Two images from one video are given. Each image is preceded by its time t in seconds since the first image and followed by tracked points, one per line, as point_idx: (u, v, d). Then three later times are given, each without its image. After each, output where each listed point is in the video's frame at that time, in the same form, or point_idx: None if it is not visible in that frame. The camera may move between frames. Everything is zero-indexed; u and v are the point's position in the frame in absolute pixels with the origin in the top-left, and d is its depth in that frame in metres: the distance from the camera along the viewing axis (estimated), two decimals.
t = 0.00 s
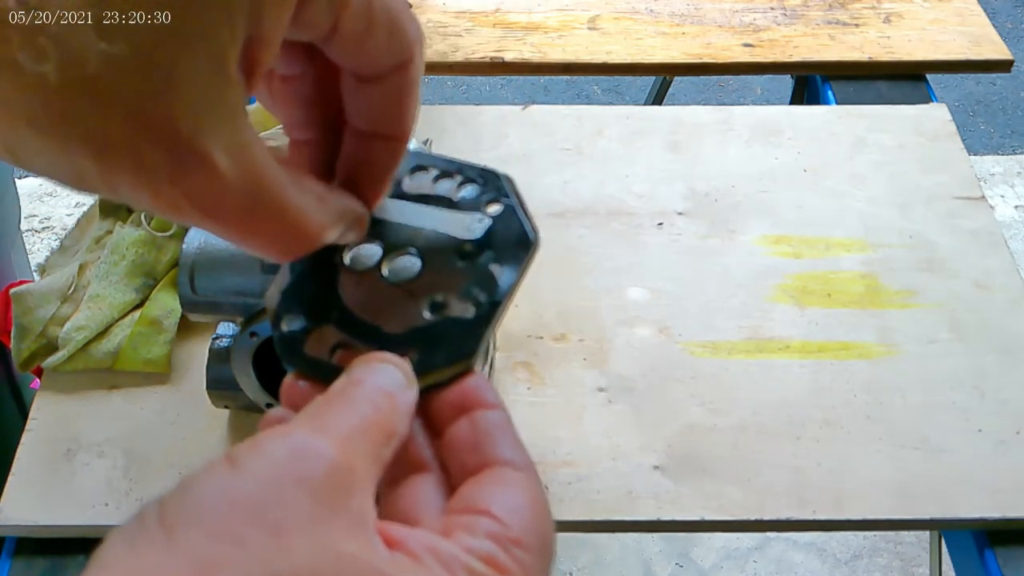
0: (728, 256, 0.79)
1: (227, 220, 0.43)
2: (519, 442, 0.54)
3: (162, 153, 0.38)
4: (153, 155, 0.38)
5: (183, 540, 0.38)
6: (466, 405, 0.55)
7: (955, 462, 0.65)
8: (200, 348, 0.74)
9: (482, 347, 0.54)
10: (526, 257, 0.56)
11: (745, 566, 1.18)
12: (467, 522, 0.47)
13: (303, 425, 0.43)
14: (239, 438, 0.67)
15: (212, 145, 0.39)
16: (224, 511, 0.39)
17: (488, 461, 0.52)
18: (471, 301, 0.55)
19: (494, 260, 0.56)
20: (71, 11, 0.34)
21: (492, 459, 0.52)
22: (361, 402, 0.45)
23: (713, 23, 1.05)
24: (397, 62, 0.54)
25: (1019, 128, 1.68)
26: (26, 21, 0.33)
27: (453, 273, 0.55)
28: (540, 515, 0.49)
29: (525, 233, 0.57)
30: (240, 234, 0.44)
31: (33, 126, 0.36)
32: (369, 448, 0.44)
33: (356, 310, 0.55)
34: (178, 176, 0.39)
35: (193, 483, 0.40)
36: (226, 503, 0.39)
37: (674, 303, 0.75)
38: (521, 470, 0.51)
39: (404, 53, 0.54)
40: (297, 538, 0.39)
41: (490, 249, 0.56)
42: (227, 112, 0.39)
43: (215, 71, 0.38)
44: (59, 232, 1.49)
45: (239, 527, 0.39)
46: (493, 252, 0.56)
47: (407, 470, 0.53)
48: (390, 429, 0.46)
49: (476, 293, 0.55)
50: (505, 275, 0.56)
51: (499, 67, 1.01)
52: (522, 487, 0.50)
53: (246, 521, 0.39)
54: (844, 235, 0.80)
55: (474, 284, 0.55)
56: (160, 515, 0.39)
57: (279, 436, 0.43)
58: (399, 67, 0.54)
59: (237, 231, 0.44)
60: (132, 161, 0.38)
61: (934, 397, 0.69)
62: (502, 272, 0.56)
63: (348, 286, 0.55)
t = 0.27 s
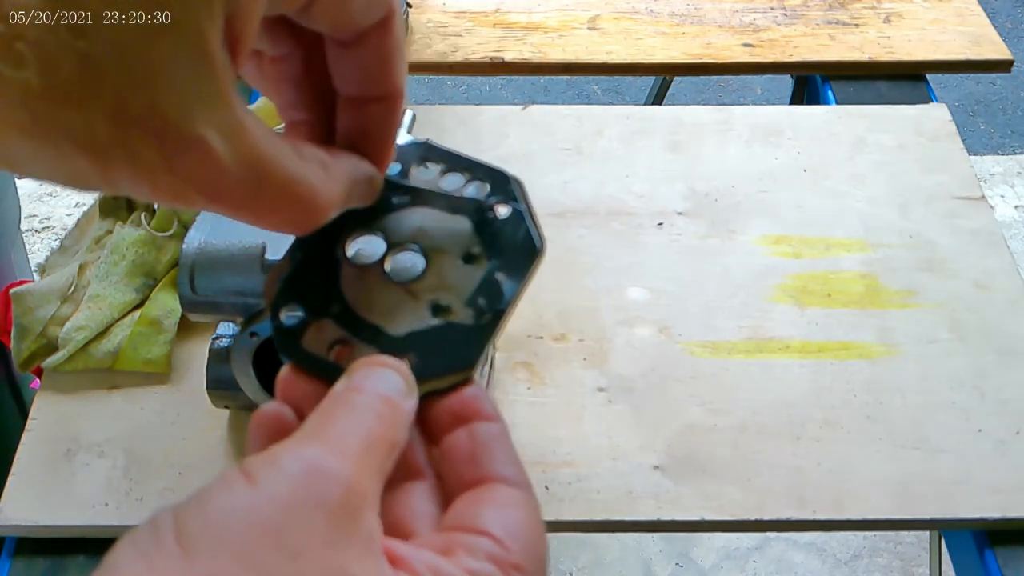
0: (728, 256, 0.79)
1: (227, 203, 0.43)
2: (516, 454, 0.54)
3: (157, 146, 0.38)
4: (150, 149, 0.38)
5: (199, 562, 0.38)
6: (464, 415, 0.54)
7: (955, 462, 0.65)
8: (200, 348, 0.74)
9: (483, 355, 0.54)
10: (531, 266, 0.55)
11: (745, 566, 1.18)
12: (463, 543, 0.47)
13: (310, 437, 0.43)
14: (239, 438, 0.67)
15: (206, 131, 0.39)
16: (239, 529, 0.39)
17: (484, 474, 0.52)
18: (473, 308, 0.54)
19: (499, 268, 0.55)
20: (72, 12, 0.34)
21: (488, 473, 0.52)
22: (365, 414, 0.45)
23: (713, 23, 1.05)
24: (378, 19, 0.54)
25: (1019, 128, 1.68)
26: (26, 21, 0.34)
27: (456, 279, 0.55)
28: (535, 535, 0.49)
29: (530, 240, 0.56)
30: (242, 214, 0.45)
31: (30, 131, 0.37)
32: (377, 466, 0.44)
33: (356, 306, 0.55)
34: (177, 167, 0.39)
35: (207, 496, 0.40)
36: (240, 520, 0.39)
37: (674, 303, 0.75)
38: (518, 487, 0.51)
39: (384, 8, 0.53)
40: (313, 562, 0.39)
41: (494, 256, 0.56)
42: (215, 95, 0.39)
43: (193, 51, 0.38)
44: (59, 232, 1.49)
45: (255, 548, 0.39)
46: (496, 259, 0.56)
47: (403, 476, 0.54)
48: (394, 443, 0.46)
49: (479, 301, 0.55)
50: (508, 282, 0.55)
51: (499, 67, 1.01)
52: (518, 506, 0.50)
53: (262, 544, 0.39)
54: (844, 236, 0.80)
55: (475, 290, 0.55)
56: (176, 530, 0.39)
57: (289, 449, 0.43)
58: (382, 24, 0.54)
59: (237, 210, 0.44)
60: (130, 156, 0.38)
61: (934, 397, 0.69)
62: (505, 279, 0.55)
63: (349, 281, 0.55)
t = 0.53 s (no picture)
0: (728, 256, 0.79)
1: (241, 168, 0.48)
2: (516, 447, 0.54)
3: (172, 115, 0.44)
4: (163, 117, 0.44)
5: (194, 553, 0.41)
6: (465, 409, 0.55)
7: (955, 462, 0.65)
8: (200, 347, 0.74)
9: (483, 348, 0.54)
10: (530, 257, 0.56)
11: (745, 566, 1.18)
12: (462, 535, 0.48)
13: (307, 431, 0.45)
14: (239, 437, 0.67)
15: (211, 93, 0.45)
16: (233, 519, 0.41)
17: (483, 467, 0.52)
18: (474, 301, 0.55)
19: (498, 261, 0.56)
20: (72, 12, 0.41)
21: (489, 467, 0.53)
22: (363, 409, 0.46)
23: (713, 23, 1.05)
24: None
25: (1019, 128, 1.68)
26: (28, 20, 0.41)
27: (457, 275, 0.56)
28: (534, 527, 0.50)
29: (530, 232, 0.57)
30: (256, 181, 0.50)
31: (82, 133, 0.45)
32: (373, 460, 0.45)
33: (356, 303, 0.56)
34: (188, 131, 0.45)
35: (204, 488, 0.43)
36: (234, 511, 0.41)
37: (674, 303, 0.75)
38: (517, 479, 0.52)
39: None
40: (305, 555, 0.41)
41: (493, 249, 0.56)
42: (211, 55, 0.44)
43: (196, 24, 0.44)
44: (59, 232, 1.49)
45: (248, 541, 0.41)
46: (497, 252, 0.56)
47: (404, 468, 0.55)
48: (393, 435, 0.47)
49: (480, 294, 0.55)
50: (508, 274, 0.55)
51: (499, 67, 1.01)
52: (518, 499, 0.50)
53: (256, 537, 0.41)
54: (844, 236, 0.80)
55: (476, 283, 0.55)
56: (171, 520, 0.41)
57: (286, 443, 0.44)
58: None
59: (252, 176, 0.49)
60: (143, 124, 0.44)
61: (934, 397, 0.69)
62: (506, 272, 0.55)
63: (349, 277, 0.56)
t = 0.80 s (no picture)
0: (728, 256, 0.79)
1: (240, 144, 0.51)
2: (533, 493, 0.54)
3: (176, 81, 0.47)
4: (167, 86, 0.47)
5: None
6: (481, 451, 0.54)
7: (955, 462, 0.65)
8: (200, 348, 0.74)
9: (503, 392, 0.53)
10: (552, 303, 0.55)
11: (745, 566, 1.18)
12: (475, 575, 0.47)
13: (326, 472, 0.45)
14: (239, 438, 0.67)
15: (213, 62, 0.47)
16: (252, 556, 0.41)
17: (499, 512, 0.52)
18: (496, 344, 0.54)
19: (520, 304, 0.55)
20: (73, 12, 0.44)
21: (501, 510, 0.52)
22: (382, 450, 0.46)
23: (713, 23, 1.05)
24: None
25: (1018, 128, 1.68)
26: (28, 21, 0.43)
27: (479, 314, 0.55)
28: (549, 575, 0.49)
29: (552, 275, 0.56)
30: (254, 161, 0.52)
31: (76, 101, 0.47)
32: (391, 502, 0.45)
33: (377, 338, 0.55)
34: (189, 102, 0.48)
35: (224, 524, 0.43)
36: (254, 550, 0.41)
37: (674, 303, 0.75)
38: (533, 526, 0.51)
39: None
40: None
41: (516, 292, 0.55)
42: (212, 31, 0.47)
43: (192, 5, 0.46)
44: (59, 232, 1.50)
45: None
46: (519, 293, 0.55)
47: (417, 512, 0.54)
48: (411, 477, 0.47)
49: (501, 337, 0.54)
50: (530, 318, 0.54)
51: (499, 67, 1.01)
52: (533, 543, 0.50)
53: None
54: (844, 236, 0.80)
55: (498, 325, 0.54)
56: (190, 552, 0.42)
57: (306, 483, 0.44)
58: None
59: (251, 155, 0.51)
60: (146, 94, 0.47)
61: (934, 397, 0.69)
62: (528, 316, 0.54)
63: (372, 311, 0.55)
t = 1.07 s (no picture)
0: (728, 256, 0.79)
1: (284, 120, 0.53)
2: (549, 524, 0.54)
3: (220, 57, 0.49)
4: (215, 58, 0.49)
5: None
6: (499, 480, 0.55)
7: (955, 462, 0.65)
8: (200, 348, 0.74)
9: (524, 421, 0.53)
10: (577, 333, 0.54)
11: (745, 566, 1.18)
12: None
13: (344, 493, 0.46)
14: (240, 438, 0.67)
15: (257, 35, 0.50)
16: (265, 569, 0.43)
17: (513, 546, 0.52)
18: (518, 373, 0.53)
19: (545, 333, 0.54)
20: (71, 12, 0.46)
21: (518, 542, 0.52)
22: (399, 475, 0.47)
23: (713, 23, 1.05)
24: None
25: (1018, 128, 1.68)
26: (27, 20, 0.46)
27: (502, 343, 0.54)
28: None
29: (578, 308, 0.54)
30: (301, 135, 0.55)
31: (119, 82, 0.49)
32: (406, 527, 0.46)
33: (403, 368, 0.54)
34: (239, 71, 0.50)
35: (240, 537, 0.44)
36: (267, 564, 0.43)
37: (673, 303, 0.75)
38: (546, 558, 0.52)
39: None
40: None
41: (541, 322, 0.54)
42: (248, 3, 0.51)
43: None
44: (59, 232, 1.50)
45: None
46: (544, 324, 0.54)
47: (435, 539, 0.55)
48: (428, 503, 0.48)
49: (524, 364, 0.53)
50: (553, 348, 0.53)
51: (499, 67, 1.01)
52: None
53: None
54: (844, 236, 0.80)
55: (521, 353, 0.54)
56: (205, 560, 0.43)
57: (323, 503, 0.45)
58: None
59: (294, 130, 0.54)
60: (196, 64, 0.49)
61: (934, 397, 0.69)
62: (551, 346, 0.53)
63: (398, 343, 0.55)
